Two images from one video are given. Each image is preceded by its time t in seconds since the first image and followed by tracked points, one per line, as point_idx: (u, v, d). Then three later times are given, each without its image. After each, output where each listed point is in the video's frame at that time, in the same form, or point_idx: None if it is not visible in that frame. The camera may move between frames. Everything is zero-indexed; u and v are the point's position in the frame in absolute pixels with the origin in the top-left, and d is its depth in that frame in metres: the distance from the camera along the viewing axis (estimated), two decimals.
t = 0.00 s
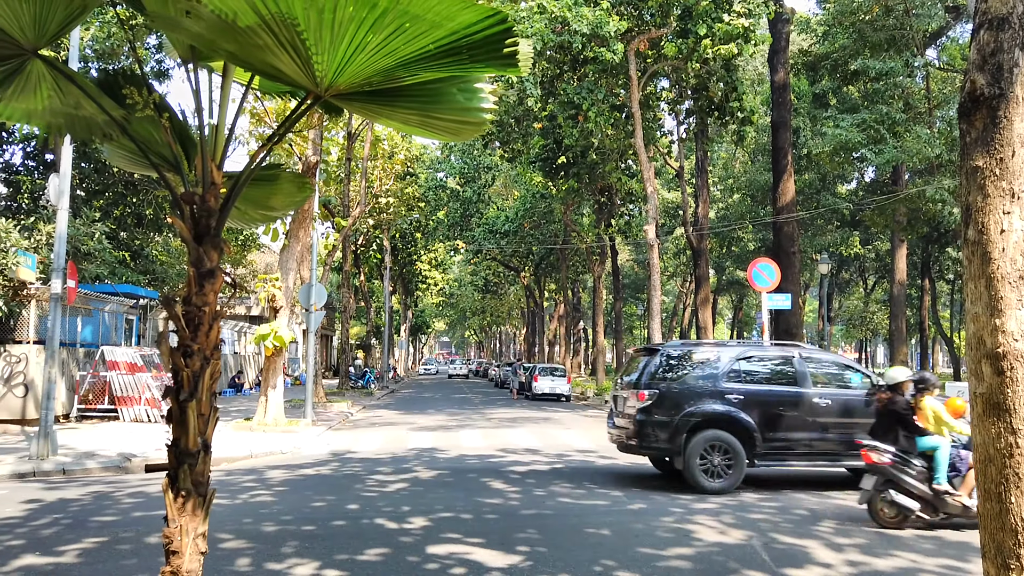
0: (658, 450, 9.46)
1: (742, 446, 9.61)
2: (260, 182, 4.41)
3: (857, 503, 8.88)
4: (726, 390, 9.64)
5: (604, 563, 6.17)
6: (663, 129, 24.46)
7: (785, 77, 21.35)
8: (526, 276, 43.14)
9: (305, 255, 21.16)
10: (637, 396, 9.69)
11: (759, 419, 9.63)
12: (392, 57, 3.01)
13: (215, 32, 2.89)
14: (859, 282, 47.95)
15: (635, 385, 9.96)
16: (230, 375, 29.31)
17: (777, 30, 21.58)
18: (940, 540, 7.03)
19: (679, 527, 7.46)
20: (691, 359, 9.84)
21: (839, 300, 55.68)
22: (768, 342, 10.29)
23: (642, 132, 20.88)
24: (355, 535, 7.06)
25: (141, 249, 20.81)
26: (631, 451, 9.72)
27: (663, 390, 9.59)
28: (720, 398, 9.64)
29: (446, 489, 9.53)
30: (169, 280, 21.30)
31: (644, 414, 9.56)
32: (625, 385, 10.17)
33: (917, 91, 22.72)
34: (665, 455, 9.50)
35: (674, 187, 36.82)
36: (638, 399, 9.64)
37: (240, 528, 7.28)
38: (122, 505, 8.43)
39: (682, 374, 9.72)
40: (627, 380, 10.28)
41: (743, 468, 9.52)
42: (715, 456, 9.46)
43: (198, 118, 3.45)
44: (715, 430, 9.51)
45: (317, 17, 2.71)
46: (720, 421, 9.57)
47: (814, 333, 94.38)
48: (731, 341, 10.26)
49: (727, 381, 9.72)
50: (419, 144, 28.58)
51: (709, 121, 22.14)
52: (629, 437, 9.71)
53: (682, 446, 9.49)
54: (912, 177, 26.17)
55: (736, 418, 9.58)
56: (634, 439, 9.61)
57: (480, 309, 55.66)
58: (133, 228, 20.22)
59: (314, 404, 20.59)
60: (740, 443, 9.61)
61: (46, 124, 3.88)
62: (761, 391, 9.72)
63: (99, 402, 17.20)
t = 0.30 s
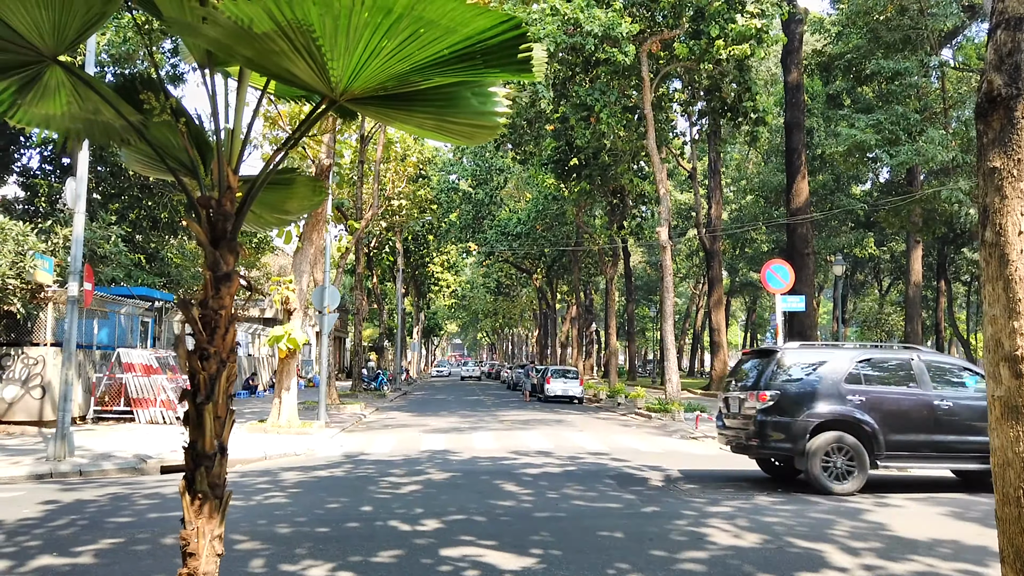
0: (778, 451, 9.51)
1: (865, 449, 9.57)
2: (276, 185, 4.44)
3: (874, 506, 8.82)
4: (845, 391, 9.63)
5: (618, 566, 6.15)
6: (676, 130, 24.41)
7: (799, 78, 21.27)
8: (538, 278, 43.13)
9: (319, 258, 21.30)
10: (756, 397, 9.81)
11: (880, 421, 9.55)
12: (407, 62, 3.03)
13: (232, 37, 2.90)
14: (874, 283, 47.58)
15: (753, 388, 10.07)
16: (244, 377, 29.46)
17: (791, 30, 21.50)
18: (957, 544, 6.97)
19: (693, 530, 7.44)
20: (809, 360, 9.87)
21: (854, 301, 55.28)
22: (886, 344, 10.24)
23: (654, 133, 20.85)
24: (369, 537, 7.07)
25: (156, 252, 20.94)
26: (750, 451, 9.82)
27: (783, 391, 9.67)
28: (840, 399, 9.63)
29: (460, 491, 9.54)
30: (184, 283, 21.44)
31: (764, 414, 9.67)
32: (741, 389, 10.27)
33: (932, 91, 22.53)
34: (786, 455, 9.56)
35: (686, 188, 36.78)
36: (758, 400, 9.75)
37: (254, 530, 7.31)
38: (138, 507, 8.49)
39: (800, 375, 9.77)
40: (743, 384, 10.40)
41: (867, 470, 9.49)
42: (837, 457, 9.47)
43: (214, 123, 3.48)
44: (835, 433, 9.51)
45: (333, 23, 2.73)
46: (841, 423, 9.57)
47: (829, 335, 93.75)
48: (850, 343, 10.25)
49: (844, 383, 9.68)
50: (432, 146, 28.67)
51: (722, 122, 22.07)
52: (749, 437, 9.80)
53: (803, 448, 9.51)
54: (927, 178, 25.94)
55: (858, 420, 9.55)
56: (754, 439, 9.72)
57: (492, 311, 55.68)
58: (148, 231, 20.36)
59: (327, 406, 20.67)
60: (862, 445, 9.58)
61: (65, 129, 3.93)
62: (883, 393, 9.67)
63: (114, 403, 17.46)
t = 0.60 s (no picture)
0: (894, 457, 9.42)
1: (981, 454, 9.52)
2: (290, 190, 4.47)
3: (890, 511, 8.74)
4: (960, 397, 9.57)
5: (632, 571, 6.13)
6: (688, 132, 24.37)
7: (813, 80, 21.19)
8: (551, 282, 43.10)
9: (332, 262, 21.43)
10: (868, 402, 9.68)
11: (996, 428, 9.50)
12: (421, 67, 3.04)
13: (248, 44, 2.92)
14: (890, 286, 47.23)
15: (861, 393, 9.93)
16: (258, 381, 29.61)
17: (804, 32, 21.41)
18: (976, 550, 6.90)
19: (707, 535, 7.41)
20: (919, 366, 9.79)
21: (869, 304, 54.88)
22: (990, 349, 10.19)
23: (667, 136, 20.81)
24: (382, 540, 7.08)
25: (172, 256, 21.02)
26: (862, 458, 9.68)
27: (899, 396, 9.54)
28: (955, 405, 9.57)
29: (473, 494, 9.54)
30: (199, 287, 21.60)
31: (878, 420, 9.53)
32: (846, 394, 10.14)
33: (948, 92, 22.33)
34: (902, 461, 9.47)
35: (699, 191, 36.70)
36: (872, 405, 9.62)
37: (268, 532, 7.35)
38: (154, 509, 8.55)
39: (915, 381, 9.66)
40: (846, 389, 10.26)
41: (983, 476, 9.42)
42: (954, 464, 9.39)
43: (229, 127, 3.50)
44: (951, 438, 9.43)
45: (348, 30, 2.74)
46: (956, 429, 9.50)
47: (844, 339, 93.09)
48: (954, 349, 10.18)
49: (959, 389, 9.62)
50: (444, 150, 28.72)
51: (735, 124, 21.99)
52: (860, 443, 9.68)
53: (919, 454, 9.42)
54: (943, 179, 25.73)
55: (975, 426, 9.49)
56: (867, 445, 9.59)
57: (505, 314, 55.68)
58: (164, 236, 20.46)
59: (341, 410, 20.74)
60: (976, 451, 9.52)
61: (83, 135, 3.97)
62: (998, 400, 9.62)
63: (130, 406, 17.48)
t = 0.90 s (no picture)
0: (999, 462, 9.24)
1: None
2: (303, 196, 4.49)
3: (906, 517, 8.67)
4: None
5: None
6: (701, 136, 24.32)
7: (826, 82, 21.11)
8: (563, 286, 43.09)
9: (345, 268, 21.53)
10: (971, 408, 9.55)
11: None
12: (433, 74, 3.05)
13: (262, 52, 2.95)
14: (905, 289, 46.89)
15: (963, 398, 9.77)
16: (271, 386, 29.75)
17: (817, 35, 21.34)
18: (994, 556, 6.83)
19: (721, 540, 7.36)
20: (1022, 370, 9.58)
21: (884, 307, 54.49)
22: None
23: (679, 140, 20.79)
24: (395, 544, 7.09)
25: (187, 261, 21.10)
26: (966, 463, 9.56)
27: (1003, 400, 9.36)
28: None
29: (486, 498, 9.54)
30: (213, 291, 21.73)
31: (983, 425, 9.37)
32: (945, 399, 9.98)
33: (963, 94, 22.17)
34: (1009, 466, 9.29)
35: (711, 195, 36.61)
36: (977, 410, 9.45)
37: (282, 537, 7.37)
38: (169, 513, 8.60)
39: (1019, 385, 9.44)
40: (943, 395, 10.10)
41: None
42: None
43: (243, 134, 3.54)
44: None
45: (361, 36, 2.75)
46: None
47: (858, 342, 92.43)
48: None
49: None
50: (456, 155, 28.79)
51: (747, 127, 21.92)
52: (964, 448, 9.52)
53: None
54: (958, 182, 25.52)
55: None
56: (972, 450, 9.44)
57: (517, 319, 55.69)
58: (178, 241, 20.53)
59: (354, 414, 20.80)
60: None
61: (98, 142, 4.01)
62: None
63: (145, 410, 17.74)
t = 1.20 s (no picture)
0: None
1: None
2: (315, 201, 4.52)
3: (922, 522, 8.60)
4: None
5: None
6: (713, 139, 24.26)
7: (839, 84, 21.01)
8: (574, 290, 43.05)
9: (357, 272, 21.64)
10: None
11: None
12: (443, 77, 3.06)
13: (274, 57, 2.97)
14: (920, 292, 46.57)
15: None
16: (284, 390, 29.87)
17: (830, 38, 21.26)
18: (1011, 562, 6.75)
19: (735, 545, 7.32)
20: None
21: (899, 311, 54.09)
22: None
23: (691, 143, 20.75)
24: (407, 548, 7.09)
25: (200, 265, 21.19)
26: None
27: None
28: None
29: (498, 503, 9.52)
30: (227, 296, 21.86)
31: None
32: None
33: (977, 95, 21.99)
34: None
35: (723, 198, 36.55)
36: None
37: (294, 540, 7.40)
38: (183, 516, 8.65)
39: None
40: None
41: None
42: None
43: (256, 139, 3.56)
44: None
45: (371, 41, 2.77)
46: None
47: (872, 346, 91.74)
48: None
49: None
50: (467, 159, 28.86)
51: (760, 130, 21.84)
52: None
53: None
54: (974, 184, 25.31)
55: None
56: None
57: (529, 322, 55.67)
58: (192, 246, 20.66)
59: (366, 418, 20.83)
60: None
61: (113, 149, 4.05)
62: None
63: (160, 414, 17.71)
